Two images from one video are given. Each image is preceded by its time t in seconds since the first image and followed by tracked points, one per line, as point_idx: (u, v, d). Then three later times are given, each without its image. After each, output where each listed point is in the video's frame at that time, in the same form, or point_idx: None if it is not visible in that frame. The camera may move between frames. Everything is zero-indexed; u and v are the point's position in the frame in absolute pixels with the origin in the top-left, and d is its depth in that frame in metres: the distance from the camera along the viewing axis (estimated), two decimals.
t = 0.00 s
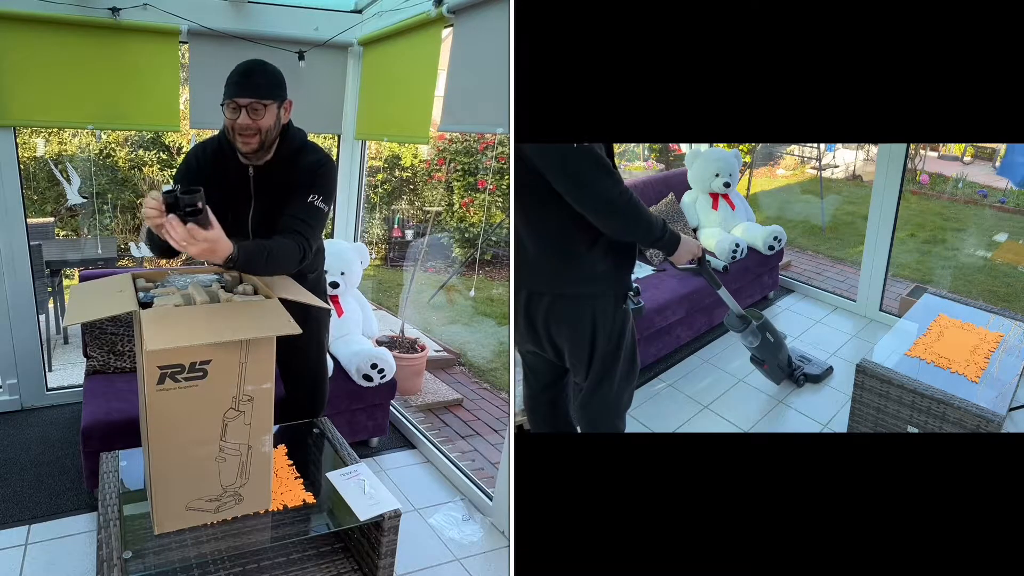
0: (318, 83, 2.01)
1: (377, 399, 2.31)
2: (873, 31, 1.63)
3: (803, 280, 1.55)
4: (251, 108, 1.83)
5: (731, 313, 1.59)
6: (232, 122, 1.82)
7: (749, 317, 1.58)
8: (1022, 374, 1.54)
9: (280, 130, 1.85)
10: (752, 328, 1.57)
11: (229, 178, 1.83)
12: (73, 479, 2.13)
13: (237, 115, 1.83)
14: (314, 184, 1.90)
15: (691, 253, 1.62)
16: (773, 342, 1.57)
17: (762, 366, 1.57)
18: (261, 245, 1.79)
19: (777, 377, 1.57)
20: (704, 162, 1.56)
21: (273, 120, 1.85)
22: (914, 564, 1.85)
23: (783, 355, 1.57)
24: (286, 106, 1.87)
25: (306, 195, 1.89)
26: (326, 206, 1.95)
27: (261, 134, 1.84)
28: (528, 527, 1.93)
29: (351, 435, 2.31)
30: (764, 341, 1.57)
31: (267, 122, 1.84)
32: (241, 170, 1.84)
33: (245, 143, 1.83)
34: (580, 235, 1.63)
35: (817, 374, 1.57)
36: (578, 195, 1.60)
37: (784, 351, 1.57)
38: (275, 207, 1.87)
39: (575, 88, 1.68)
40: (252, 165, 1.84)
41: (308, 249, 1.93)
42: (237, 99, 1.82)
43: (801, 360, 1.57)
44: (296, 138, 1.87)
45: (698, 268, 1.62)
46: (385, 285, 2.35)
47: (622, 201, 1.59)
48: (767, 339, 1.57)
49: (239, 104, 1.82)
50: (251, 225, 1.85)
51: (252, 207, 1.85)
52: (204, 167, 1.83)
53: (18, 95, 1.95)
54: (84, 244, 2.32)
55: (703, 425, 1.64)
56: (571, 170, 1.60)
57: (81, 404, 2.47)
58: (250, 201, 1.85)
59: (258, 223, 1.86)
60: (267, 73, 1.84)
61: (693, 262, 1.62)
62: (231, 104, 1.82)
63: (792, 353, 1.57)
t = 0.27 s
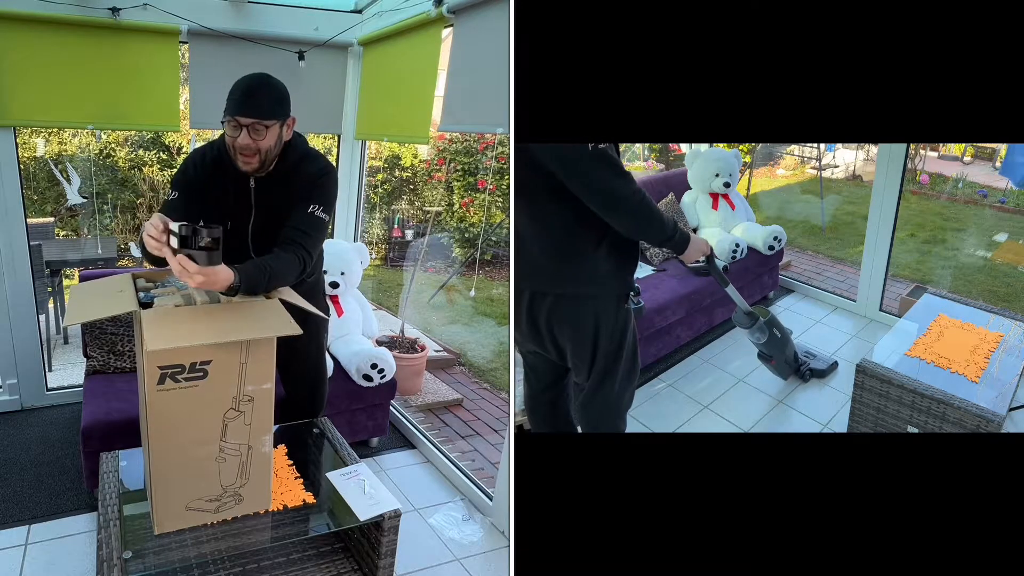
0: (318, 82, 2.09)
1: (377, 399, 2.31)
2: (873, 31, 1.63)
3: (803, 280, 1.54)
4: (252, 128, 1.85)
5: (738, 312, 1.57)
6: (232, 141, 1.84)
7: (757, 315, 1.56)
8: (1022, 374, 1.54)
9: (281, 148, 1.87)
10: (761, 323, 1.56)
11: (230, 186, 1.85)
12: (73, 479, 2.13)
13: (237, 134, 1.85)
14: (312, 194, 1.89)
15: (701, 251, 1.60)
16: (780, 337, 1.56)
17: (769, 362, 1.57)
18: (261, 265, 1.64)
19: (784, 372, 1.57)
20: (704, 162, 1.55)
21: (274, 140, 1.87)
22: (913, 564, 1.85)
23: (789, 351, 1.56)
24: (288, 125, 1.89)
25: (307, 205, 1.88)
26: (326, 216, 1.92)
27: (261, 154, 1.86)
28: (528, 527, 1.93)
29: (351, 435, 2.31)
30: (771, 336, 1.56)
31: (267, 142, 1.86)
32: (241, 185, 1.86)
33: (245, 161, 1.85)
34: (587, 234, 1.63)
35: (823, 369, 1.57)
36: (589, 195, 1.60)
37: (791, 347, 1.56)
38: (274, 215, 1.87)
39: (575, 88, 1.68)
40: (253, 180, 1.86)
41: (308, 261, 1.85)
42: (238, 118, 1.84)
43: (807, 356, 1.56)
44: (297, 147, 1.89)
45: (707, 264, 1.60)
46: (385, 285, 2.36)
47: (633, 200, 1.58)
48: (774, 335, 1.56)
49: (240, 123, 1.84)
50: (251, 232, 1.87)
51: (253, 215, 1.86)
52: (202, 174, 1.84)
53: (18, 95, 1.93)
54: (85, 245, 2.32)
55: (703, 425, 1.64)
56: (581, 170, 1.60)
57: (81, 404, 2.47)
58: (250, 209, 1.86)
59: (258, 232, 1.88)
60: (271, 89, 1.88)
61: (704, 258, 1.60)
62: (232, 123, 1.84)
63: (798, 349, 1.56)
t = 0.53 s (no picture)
0: (319, 82, 2.00)
1: (377, 399, 2.31)
2: (873, 31, 1.63)
3: (803, 280, 1.55)
4: (255, 135, 1.84)
5: (743, 308, 1.58)
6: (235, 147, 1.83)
7: (764, 310, 1.57)
8: (1022, 374, 1.54)
9: (284, 155, 1.87)
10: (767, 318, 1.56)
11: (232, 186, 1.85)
12: (73, 479, 2.13)
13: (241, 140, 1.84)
14: (317, 197, 1.92)
15: (708, 246, 1.59)
16: (786, 331, 1.56)
17: (776, 357, 1.58)
18: (262, 269, 1.78)
19: (790, 367, 1.57)
20: (704, 162, 1.55)
21: (277, 146, 1.86)
22: (914, 564, 1.85)
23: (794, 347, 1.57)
24: (292, 130, 1.88)
25: (311, 208, 1.91)
26: (329, 218, 1.96)
27: (264, 160, 1.85)
28: (527, 527, 1.93)
29: (351, 435, 2.31)
30: (778, 331, 1.57)
31: (270, 148, 1.85)
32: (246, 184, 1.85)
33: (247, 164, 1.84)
34: (595, 234, 1.62)
35: (828, 364, 1.57)
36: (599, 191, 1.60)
37: (797, 341, 1.57)
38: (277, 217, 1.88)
39: (575, 89, 1.69)
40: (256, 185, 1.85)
41: (308, 263, 1.93)
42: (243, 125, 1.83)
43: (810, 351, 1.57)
44: (304, 149, 1.89)
45: (715, 261, 1.59)
46: (385, 285, 2.32)
47: (644, 198, 1.58)
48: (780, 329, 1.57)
49: (244, 130, 1.84)
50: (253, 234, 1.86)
51: (255, 217, 1.85)
52: (206, 173, 1.85)
53: (18, 96, 1.94)
54: (85, 244, 2.32)
55: (703, 425, 1.64)
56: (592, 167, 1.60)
57: (81, 404, 2.47)
58: (252, 210, 1.85)
59: (259, 232, 1.87)
60: (275, 96, 1.86)
61: (710, 254, 1.59)
62: (236, 129, 1.83)
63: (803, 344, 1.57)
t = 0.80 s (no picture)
0: (318, 82, 2.07)
1: (377, 399, 2.31)
2: (874, 31, 1.63)
3: (803, 280, 1.54)
4: (258, 135, 1.86)
5: (749, 301, 1.58)
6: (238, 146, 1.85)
7: (769, 304, 1.57)
8: (1022, 374, 1.55)
9: (286, 155, 1.87)
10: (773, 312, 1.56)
11: (234, 185, 1.85)
12: (73, 479, 2.13)
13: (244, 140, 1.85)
14: (319, 197, 1.91)
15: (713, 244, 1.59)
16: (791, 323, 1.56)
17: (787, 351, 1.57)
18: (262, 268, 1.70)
19: (799, 362, 1.57)
20: (704, 162, 1.55)
21: (280, 147, 1.87)
22: (912, 565, 1.85)
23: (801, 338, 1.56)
24: (295, 130, 1.89)
25: (313, 209, 1.90)
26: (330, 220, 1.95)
27: (266, 160, 1.85)
28: (527, 527, 1.93)
29: (351, 435, 2.31)
30: (785, 324, 1.56)
31: (273, 148, 1.86)
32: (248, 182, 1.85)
33: (249, 163, 1.84)
34: (594, 233, 1.63)
35: (833, 358, 1.57)
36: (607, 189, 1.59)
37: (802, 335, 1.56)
38: (276, 216, 1.87)
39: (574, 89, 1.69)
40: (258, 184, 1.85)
41: (308, 263, 1.91)
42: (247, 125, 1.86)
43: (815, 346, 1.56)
44: (307, 151, 1.90)
45: (718, 258, 1.58)
46: (385, 285, 2.34)
47: (657, 195, 1.57)
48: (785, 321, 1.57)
49: (247, 130, 1.86)
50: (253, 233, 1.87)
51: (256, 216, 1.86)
52: (207, 171, 1.85)
53: (16, 98, 1.93)
54: (85, 245, 2.32)
55: (703, 425, 1.64)
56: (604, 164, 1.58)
57: (81, 404, 2.47)
58: (253, 210, 1.86)
59: (259, 230, 1.87)
60: (279, 96, 1.89)
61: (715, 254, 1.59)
62: (239, 129, 1.85)
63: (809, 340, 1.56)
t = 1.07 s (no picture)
0: (319, 81, 2.07)
1: (377, 399, 2.31)
2: (874, 31, 1.63)
3: (803, 280, 1.54)
4: (264, 129, 1.86)
5: (755, 300, 1.58)
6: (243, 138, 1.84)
7: (775, 300, 1.57)
8: (1022, 374, 1.55)
9: (290, 153, 1.87)
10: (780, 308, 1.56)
11: (238, 184, 1.84)
12: (73, 479, 2.13)
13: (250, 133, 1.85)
14: (319, 198, 1.91)
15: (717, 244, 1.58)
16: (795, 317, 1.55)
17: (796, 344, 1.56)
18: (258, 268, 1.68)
19: (804, 357, 1.56)
20: (703, 162, 1.55)
21: (285, 145, 1.87)
22: (912, 565, 1.85)
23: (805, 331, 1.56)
24: (301, 132, 1.89)
25: (314, 210, 1.90)
26: (333, 220, 1.95)
27: (269, 156, 1.85)
28: (527, 527, 1.93)
29: (351, 435, 2.31)
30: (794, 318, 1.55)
31: (277, 145, 1.86)
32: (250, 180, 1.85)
33: (252, 159, 1.84)
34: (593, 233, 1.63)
35: (837, 352, 1.56)
36: (613, 189, 1.59)
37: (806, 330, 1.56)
38: (278, 216, 1.87)
39: (574, 89, 1.69)
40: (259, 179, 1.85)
41: (308, 265, 1.91)
42: (255, 118, 1.85)
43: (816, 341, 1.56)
44: (308, 152, 1.90)
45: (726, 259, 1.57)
46: (385, 285, 2.35)
47: (668, 194, 1.56)
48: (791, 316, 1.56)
49: (254, 123, 1.85)
50: (255, 233, 1.87)
51: (258, 218, 1.86)
52: (209, 171, 1.83)
53: (16, 97, 1.93)
54: (85, 244, 2.32)
55: (703, 425, 1.64)
56: (613, 163, 1.58)
57: (81, 404, 2.47)
58: (255, 211, 1.86)
59: (261, 230, 1.88)
60: (286, 96, 1.88)
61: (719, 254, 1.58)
62: (246, 122, 1.85)
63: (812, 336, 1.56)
